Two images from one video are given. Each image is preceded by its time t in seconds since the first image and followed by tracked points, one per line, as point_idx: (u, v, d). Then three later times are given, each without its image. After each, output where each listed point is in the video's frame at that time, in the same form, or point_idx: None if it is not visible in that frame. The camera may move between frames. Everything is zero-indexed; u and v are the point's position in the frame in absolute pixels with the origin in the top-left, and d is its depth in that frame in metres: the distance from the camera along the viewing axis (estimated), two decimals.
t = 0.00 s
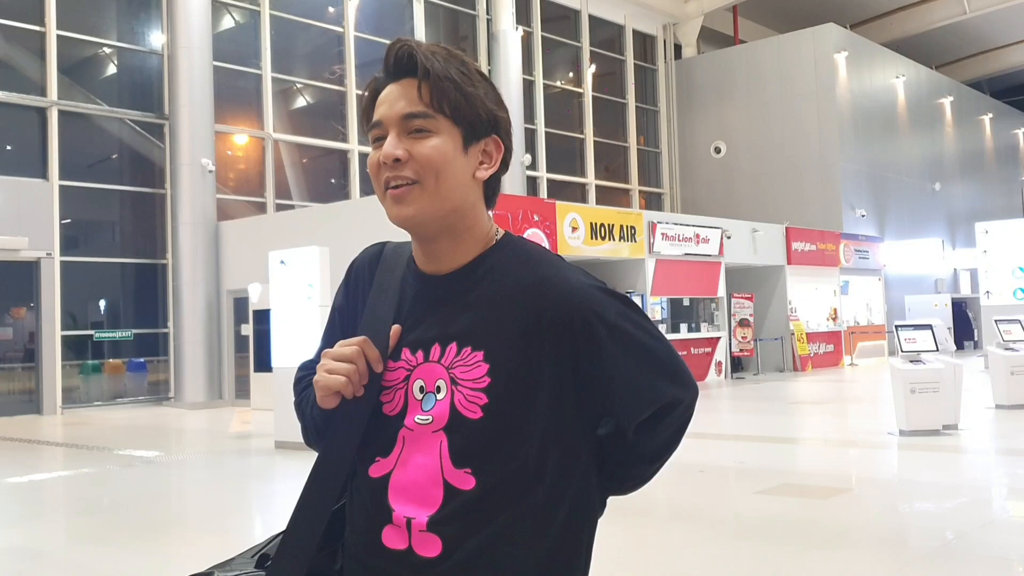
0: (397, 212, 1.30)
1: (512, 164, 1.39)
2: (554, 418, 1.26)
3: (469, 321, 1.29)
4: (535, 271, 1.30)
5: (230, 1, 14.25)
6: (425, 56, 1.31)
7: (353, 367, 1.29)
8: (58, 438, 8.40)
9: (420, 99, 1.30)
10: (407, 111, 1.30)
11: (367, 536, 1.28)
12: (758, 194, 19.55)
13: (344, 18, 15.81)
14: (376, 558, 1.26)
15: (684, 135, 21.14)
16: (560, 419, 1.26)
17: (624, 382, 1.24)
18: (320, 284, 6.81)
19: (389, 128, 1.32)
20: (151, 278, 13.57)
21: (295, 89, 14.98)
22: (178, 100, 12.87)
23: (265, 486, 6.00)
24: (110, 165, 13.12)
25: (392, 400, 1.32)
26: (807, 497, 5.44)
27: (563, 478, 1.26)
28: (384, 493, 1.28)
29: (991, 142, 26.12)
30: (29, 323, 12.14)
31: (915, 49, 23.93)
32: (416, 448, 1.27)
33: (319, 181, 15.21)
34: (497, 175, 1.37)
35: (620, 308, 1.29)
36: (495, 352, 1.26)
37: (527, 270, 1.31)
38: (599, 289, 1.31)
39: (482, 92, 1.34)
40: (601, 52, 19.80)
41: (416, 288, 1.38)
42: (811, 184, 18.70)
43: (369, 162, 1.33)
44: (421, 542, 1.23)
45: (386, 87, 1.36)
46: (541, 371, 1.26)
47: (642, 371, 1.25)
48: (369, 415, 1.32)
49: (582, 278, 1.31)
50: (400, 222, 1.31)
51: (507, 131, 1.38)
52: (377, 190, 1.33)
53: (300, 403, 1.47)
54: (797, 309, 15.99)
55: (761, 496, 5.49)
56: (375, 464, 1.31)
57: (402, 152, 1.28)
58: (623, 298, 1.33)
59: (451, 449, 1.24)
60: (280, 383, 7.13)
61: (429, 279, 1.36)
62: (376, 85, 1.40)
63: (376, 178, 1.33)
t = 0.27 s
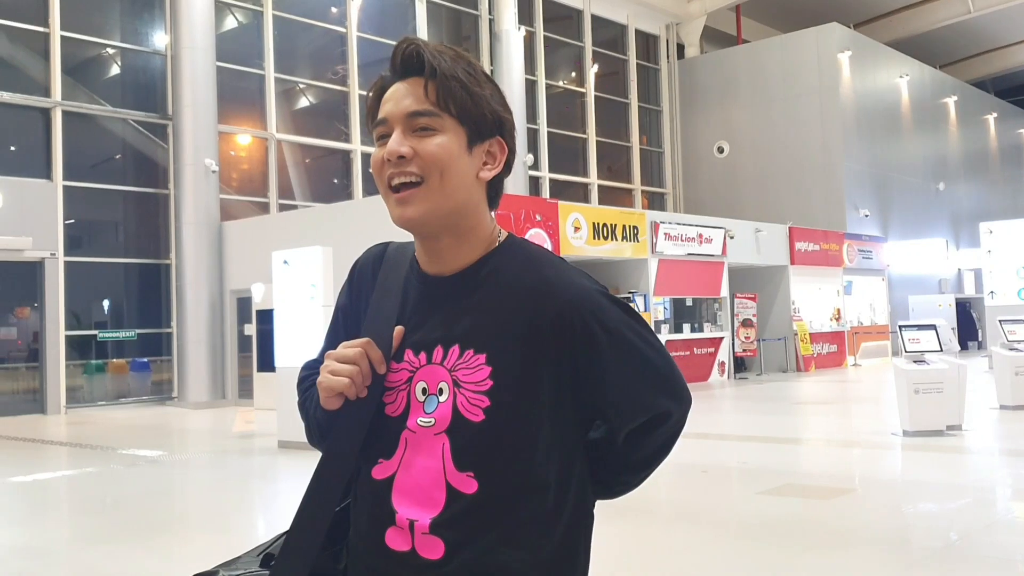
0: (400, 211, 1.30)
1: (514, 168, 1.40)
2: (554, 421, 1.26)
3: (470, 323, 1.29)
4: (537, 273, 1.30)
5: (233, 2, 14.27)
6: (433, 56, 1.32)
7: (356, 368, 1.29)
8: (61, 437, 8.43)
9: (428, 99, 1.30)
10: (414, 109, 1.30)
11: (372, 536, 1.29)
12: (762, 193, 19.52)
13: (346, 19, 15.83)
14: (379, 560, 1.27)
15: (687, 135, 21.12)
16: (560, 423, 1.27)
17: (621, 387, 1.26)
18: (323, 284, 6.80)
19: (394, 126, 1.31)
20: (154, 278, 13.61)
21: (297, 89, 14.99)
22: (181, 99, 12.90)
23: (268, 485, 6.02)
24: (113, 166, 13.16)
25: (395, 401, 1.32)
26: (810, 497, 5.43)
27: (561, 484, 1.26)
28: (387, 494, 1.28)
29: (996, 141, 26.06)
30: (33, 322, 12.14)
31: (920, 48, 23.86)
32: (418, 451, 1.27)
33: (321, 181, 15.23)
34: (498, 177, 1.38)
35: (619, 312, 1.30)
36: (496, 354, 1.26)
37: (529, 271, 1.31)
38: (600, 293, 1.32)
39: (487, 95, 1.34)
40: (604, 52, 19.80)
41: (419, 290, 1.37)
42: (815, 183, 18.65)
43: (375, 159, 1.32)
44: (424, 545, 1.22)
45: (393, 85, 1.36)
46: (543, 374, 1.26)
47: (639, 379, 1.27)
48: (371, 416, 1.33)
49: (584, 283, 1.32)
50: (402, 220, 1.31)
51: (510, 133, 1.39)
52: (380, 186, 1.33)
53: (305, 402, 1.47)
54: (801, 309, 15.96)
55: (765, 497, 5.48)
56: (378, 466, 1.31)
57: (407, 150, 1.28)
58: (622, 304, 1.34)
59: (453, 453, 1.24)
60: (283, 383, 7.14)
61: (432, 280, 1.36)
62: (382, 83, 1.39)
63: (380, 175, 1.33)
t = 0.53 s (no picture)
0: (406, 211, 1.30)
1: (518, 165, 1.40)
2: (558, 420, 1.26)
3: (474, 322, 1.29)
4: (541, 272, 1.30)
5: (235, 2, 14.28)
6: (436, 56, 1.32)
7: (360, 367, 1.29)
8: (64, 437, 8.45)
9: (432, 99, 1.30)
10: (419, 109, 1.30)
11: (375, 534, 1.29)
12: (765, 193, 19.50)
13: (348, 19, 15.82)
14: (384, 557, 1.27)
15: (689, 134, 21.10)
16: (564, 422, 1.27)
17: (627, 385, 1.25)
18: (325, 284, 6.81)
19: (399, 126, 1.32)
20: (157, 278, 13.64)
21: (299, 89, 15.00)
22: (183, 99, 12.92)
23: (271, 485, 6.02)
24: (116, 166, 13.18)
25: (399, 399, 1.32)
26: (812, 497, 5.43)
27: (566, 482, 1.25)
28: (391, 492, 1.29)
29: (999, 141, 26.02)
30: (36, 323, 12.23)
31: (923, 47, 23.82)
32: (423, 449, 1.28)
33: (323, 181, 15.24)
34: (502, 176, 1.38)
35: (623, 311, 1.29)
36: (500, 353, 1.26)
37: (533, 270, 1.30)
38: (604, 292, 1.31)
39: (491, 93, 1.34)
40: (606, 52, 19.79)
41: (423, 288, 1.37)
42: (818, 183, 18.61)
43: (381, 159, 1.32)
44: (428, 543, 1.23)
45: (397, 85, 1.36)
46: (546, 372, 1.25)
47: (645, 375, 1.25)
48: (376, 414, 1.33)
49: (589, 281, 1.31)
50: (407, 221, 1.31)
51: (514, 131, 1.38)
52: (386, 186, 1.33)
53: (308, 400, 1.48)
54: (804, 309, 15.94)
55: (766, 497, 5.48)
56: (383, 463, 1.31)
57: (413, 151, 1.29)
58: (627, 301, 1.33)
59: (457, 450, 1.24)
60: (286, 383, 7.16)
61: (435, 278, 1.36)
62: (385, 83, 1.39)
63: (385, 175, 1.33)
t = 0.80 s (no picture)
0: (415, 209, 1.30)
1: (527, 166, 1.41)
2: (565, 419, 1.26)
3: (482, 322, 1.29)
4: (549, 273, 1.30)
5: (237, 2, 14.27)
6: (452, 53, 1.31)
7: (366, 366, 1.28)
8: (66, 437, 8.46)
9: (446, 98, 1.30)
10: (433, 108, 1.30)
11: (379, 533, 1.28)
12: (767, 192, 19.48)
13: (350, 19, 15.80)
14: (389, 555, 1.26)
15: (691, 134, 21.09)
16: (571, 422, 1.27)
17: (633, 386, 1.26)
18: (327, 284, 6.81)
19: (412, 124, 1.31)
20: (159, 277, 13.63)
21: (302, 89, 14.99)
22: (185, 98, 12.91)
23: (273, 484, 6.02)
24: (118, 164, 13.18)
25: (403, 398, 1.31)
26: (814, 497, 5.43)
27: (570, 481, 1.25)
28: (396, 491, 1.28)
29: (1001, 141, 25.99)
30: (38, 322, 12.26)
31: (926, 46, 23.80)
32: (429, 448, 1.27)
33: (326, 181, 15.23)
34: (512, 176, 1.38)
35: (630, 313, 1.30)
36: (509, 353, 1.26)
37: (542, 271, 1.31)
38: (611, 293, 1.32)
39: (504, 93, 1.34)
40: (609, 52, 19.78)
41: (428, 286, 1.37)
42: (821, 183, 18.58)
43: (391, 156, 1.32)
44: (435, 540, 1.22)
45: (410, 82, 1.36)
46: (553, 370, 1.26)
47: (650, 376, 1.26)
48: (380, 414, 1.32)
49: (597, 283, 1.32)
50: (416, 219, 1.31)
51: (524, 132, 1.39)
52: (395, 184, 1.33)
53: (310, 399, 1.46)
54: (806, 308, 15.93)
55: (769, 497, 5.48)
56: (387, 462, 1.30)
57: (425, 150, 1.28)
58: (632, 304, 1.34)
59: (464, 449, 1.24)
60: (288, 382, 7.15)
61: (441, 276, 1.35)
62: (397, 79, 1.39)
63: (395, 172, 1.32)
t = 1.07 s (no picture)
0: (424, 210, 1.30)
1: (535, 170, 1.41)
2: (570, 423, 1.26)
3: (489, 325, 1.29)
4: (556, 278, 1.30)
5: (243, 3, 14.30)
6: (465, 56, 1.31)
7: (376, 367, 1.27)
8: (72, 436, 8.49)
9: (459, 101, 1.30)
10: (445, 110, 1.29)
11: (387, 534, 1.28)
12: (771, 193, 19.47)
13: (356, 19, 15.82)
14: (397, 556, 1.26)
15: (696, 134, 21.09)
16: (576, 426, 1.27)
17: (635, 393, 1.26)
18: (333, 284, 6.83)
19: (424, 126, 1.31)
20: (164, 278, 13.66)
21: (307, 90, 15.01)
22: (191, 99, 12.93)
23: (278, 484, 6.03)
24: (123, 166, 13.21)
25: (410, 399, 1.31)
26: (820, 498, 5.42)
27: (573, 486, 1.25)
28: (404, 493, 1.28)
29: (1006, 141, 25.95)
30: (44, 323, 12.24)
31: (930, 47, 23.78)
32: (438, 451, 1.27)
33: (331, 181, 15.24)
34: (520, 179, 1.39)
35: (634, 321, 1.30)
36: (517, 357, 1.26)
37: (549, 276, 1.31)
38: (616, 299, 1.32)
39: (515, 97, 1.34)
40: (614, 53, 19.79)
41: (435, 288, 1.36)
42: (825, 183, 18.56)
43: (402, 158, 1.31)
44: (442, 542, 1.22)
45: (422, 83, 1.35)
46: (561, 372, 1.26)
47: (655, 379, 1.27)
48: (387, 417, 1.32)
49: (602, 288, 1.33)
50: (426, 221, 1.30)
51: (533, 136, 1.39)
52: (405, 186, 1.32)
53: (316, 401, 1.45)
54: (811, 310, 15.91)
55: (774, 497, 5.48)
56: (394, 464, 1.30)
57: (437, 153, 1.28)
58: (635, 310, 1.34)
59: (472, 452, 1.24)
60: (293, 382, 7.16)
61: (447, 279, 1.35)
62: (408, 79, 1.38)
63: (405, 174, 1.32)
